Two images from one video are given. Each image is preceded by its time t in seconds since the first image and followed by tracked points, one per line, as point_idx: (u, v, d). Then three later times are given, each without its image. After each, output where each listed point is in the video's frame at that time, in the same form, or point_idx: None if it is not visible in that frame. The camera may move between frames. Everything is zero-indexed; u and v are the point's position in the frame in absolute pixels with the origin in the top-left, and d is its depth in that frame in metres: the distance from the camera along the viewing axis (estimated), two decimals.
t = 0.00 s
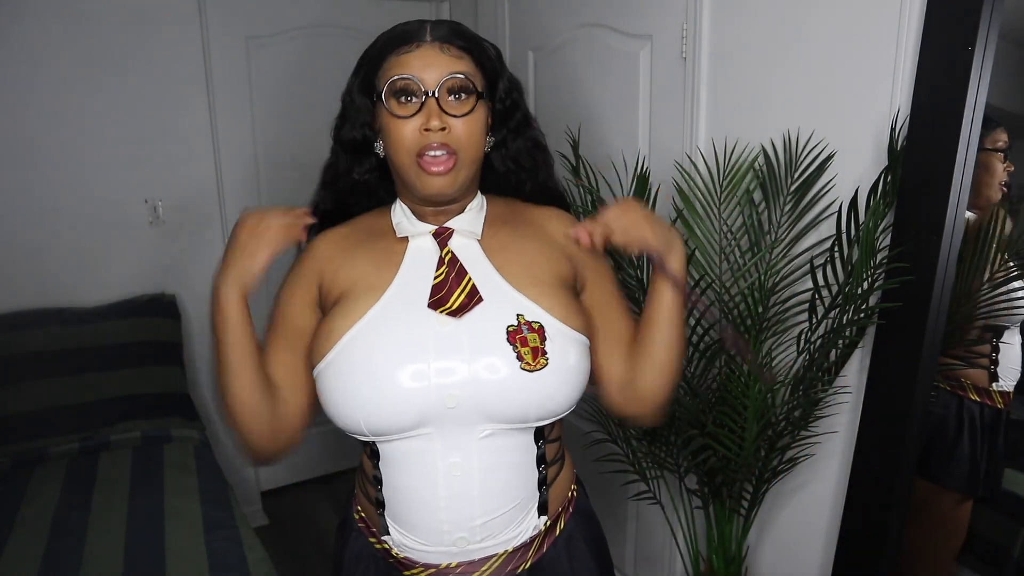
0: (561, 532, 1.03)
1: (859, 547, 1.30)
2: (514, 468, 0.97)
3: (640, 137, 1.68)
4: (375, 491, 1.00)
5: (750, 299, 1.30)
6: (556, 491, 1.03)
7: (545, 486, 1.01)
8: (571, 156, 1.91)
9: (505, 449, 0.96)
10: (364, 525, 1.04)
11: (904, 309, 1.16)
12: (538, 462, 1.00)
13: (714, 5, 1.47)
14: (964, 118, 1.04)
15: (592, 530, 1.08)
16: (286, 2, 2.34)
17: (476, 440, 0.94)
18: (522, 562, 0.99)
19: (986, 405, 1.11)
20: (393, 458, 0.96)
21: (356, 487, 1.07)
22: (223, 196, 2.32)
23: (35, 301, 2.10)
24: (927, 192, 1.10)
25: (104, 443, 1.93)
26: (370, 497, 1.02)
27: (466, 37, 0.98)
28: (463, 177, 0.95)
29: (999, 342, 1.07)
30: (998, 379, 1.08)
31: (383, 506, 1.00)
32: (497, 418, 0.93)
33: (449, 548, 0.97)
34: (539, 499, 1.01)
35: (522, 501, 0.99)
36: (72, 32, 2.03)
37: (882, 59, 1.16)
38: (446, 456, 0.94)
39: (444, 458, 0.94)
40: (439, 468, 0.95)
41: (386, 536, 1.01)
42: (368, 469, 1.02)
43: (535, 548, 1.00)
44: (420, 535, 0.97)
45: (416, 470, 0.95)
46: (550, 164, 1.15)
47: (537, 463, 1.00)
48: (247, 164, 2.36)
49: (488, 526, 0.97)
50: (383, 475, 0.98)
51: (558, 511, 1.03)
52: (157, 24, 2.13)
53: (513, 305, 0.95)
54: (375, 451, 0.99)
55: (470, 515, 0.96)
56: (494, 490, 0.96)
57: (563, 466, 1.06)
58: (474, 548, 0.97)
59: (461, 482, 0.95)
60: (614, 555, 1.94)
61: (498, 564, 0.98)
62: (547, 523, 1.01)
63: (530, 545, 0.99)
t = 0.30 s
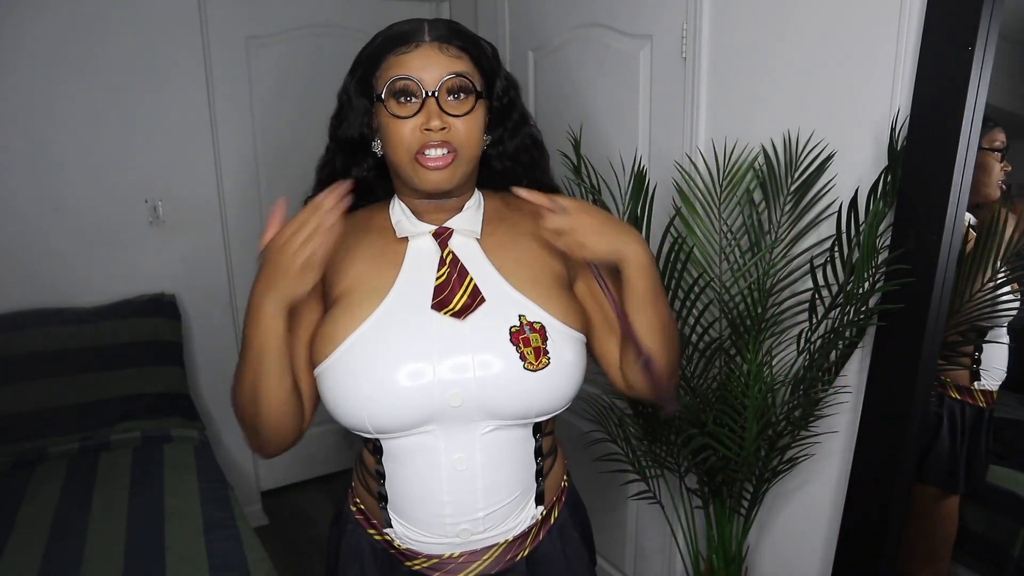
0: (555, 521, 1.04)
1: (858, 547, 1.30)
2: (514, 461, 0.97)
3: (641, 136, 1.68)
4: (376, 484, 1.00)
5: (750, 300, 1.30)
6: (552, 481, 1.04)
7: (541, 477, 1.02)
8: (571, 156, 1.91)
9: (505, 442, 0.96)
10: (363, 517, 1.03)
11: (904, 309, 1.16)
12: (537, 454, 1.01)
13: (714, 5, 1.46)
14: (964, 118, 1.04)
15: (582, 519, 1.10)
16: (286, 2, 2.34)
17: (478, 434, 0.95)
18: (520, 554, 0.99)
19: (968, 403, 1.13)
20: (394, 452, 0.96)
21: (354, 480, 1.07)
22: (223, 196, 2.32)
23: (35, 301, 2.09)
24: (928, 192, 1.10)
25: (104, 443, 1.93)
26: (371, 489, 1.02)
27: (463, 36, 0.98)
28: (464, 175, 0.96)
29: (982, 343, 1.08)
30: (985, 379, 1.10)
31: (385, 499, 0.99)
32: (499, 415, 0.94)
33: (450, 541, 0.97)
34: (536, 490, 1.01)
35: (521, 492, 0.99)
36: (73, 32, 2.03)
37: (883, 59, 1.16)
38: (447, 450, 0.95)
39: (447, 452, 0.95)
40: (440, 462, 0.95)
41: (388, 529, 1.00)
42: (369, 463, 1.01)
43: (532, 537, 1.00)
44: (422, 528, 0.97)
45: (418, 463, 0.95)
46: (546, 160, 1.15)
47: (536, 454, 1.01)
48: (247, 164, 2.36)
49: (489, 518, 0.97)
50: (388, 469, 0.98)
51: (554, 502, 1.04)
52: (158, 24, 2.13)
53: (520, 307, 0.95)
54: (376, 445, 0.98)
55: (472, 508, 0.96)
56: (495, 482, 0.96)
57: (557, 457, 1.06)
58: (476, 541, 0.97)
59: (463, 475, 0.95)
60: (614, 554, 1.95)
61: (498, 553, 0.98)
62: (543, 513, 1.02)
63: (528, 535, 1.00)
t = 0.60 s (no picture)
0: (559, 524, 1.03)
1: (858, 546, 1.30)
2: (516, 459, 0.97)
3: (640, 136, 1.68)
4: (379, 485, 1.00)
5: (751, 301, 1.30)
6: (556, 482, 1.04)
7: (545, 478, 1.02)
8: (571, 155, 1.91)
9: (507, 441, 0.96)
10: (364, 520, 1.04)
11: (905, 309, 1.15)
12: (539, 455, 1.01)
13: (714, 4, 1.46)
14: (963, 118, 1.04)
15: (587, 521, 1.09)
16: (286, 2, 2.34)
17: (478, 432, 0.95)
18: (522, 556, 0.99)
19: (975, 404, 1.12)
20: (397, 448, 0.96)
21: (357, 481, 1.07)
22: (223, 196, 2.32)
23: (35, 300, 2.10)
24: (928, 192, 1.10)
25: (103, 443, 1.93)
26: (374, 491, 1.02)
27: (469, 39, 0.97)
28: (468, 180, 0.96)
29: (985, 343, 1.08)
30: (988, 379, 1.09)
31: (386, 499, 0.99)
32: (501, 409, 0.94)
33: (451, 540, 0.97)
34: (540, 491, 1.01)
35: (524, 492, 0.99)
36: (73, 32, 2.03)
37: (883, 59, 1.16)
38: (449, 448, 0.95)
39: (448, 449, 0.95)
40: (442, 460, 0.95)
41: (390, 529, 1.00)
42: (371, 463, 1.01)
43: (535, 538, 1.00)
44: (423, 527, 0.97)
45: (420, 461, 0.95)
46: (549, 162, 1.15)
47: (539, 455, 1.01)
48: (247, 164, 2.36)
49: (490, 517, 0.97)
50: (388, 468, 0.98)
51: (559, 503, 1.04)
52: (157, 24, 2.13)
53: (520, 302, 0.95)
54: (377, 444, 0.98)
55: (473, 507, 0.96)
56: (496, 481, 0.96)
57: (561, 456, 1.06)
58: (477, 540, 0.97)
59: (465, 474, 0.95)
60: (615, 554, 1.94)
61: (500, 553, 0.98)
62: (547, 514, 1.02)
63: (531, 536, 1.00)
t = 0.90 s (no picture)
0: (564, 532, 1.03)
1: (858, 547, 1.30)
2: (519, 464, 0.97)
3: (641, 136, 1.68)
4: (380, 487, 1.00)
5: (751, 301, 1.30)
6: (561, 487, 1.04)
7: (550, 484, 1.02)
8: (572, 155, 1.91)
9: (510, 446, 0.96)
10: (367, 523, 1.04)
11: (905, 308, 1.16)
12: (543, 460, 1.01)
13: (714, 5, 1.47)
14: (963, 118, 1.04)
15: (592, 527, 1.09)
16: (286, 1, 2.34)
17: (481, 435, 0.95)
18: (524, 563, 0.99)
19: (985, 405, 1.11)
20: (399, 452, 0.96)
21: (360, 486, 1.06)
22: (223, 196, 2.32)
23: (35, 300, 2.09)
24: (928, 192, 1.10)
25: (103, 443, 1.93)
26: (375, 494, 1.02)
27: (475, 39, 0.97)
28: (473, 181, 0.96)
29: (994, 344, 1.06)
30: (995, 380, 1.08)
31: (387, 501, 0.99)
32: (504, 413, 0.94)
33: (451, 545, 0.97)
34: (544, 497, 1.01)
35: (527, 498, 0.99)
36: (72, 31, 2.03)
37: (882, 59, 1.16)
38: (451, 452, 0.95)
39: (451, 453, 0.95)
40: (444, 465, 0.95)
41: (390, 532, 1.00)
42: (372, 464, 1.02)
43: (538, 546, 1.00)
44: (424, 532, 0.97)
45: (423, 466, 0.95)
46: (556, 163, 1.15)
47: (542, 460, 1.01)
48: (247, 164, 2.36)
49: (491, 522, 0.97)
50: (389, 471, 0.98)
51: (564, 510, 1.04)
52: (157, 23, 2.13)
53: (524, 303, 0.95)
54: (379, 446, 0.98)
55: (474, 512, 0.96)
56: (498, 485, 0.96)
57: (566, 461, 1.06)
58: (478, 546, 0.97)
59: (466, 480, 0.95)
60: (615, 555, 1.94)
61: (502, 559, 0.98)
62: (551, 521, 1.02)
63: (534, 543, 1.00)
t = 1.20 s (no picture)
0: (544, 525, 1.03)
1: (858, 547, 1.30)
2: (500, 463, 0.97)
3: (641, 136, 1.68)
4: (366, 479, 1.01)
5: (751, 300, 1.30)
6: (542, 485, 1.04)
7: (530, 481, 1.02)
8: (572, 155, 1.91)
9: (494, 446, 0.96)
10: (354, 510, 1.05)
11: (905, 308, 1.15)
12: (525, 458, 1.00)
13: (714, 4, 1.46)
14: (963, 117, 1.04)
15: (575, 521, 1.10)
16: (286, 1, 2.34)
17: (465, 437, 0.94)
18: (501, 557, 0.99)
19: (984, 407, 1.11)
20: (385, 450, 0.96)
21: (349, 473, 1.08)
22: (223, 197, 2.32)
23: (36, 300, 2.10)
24: (928, 192, 1.10)
25: (104, 443, 1.93)
26: (362, 484, 1.03)
27: (469, 33, 0.98)
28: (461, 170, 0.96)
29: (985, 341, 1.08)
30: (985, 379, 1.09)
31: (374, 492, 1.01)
32: (486, 418, 0.93)
33: (433, 538, 0.98)
34: (524, 493, 1.02)
35: (509, 495, 0.99)
36: (73, 31, 2.03)
37: (882, 59, 1.16)
38: (436, 451, 0.94)
39: (434, 453, 0.94)
40: (427, 463, 0.95)
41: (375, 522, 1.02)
42: (360, 459, 1.03)
43: (519, 540, 1.00)
44: (407, 524, 0.98)
45: (407, 464, 0.95)
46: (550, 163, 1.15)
47: (524, 458, 1.00)
48: (247, 164, 2.36)
49: (472, 519, 0.97)
50: (377, 465, 0.98)
51: (541, 510, 1.04)
52: (157, 23, 2.13)
53: (508, 310, 0.94)
54: (368, 443, 0.99)
55: (455, 507, 0.96)
56: (481, 484, 0.96)
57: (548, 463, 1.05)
58: (458, 539, 0.98)
59: (449, 478, 0.95)
60: (615, 555, 1.94)
61: (481, 553, 0.98)
62: (530, 516, 1.02)
63: (513, 539, 1.00)
